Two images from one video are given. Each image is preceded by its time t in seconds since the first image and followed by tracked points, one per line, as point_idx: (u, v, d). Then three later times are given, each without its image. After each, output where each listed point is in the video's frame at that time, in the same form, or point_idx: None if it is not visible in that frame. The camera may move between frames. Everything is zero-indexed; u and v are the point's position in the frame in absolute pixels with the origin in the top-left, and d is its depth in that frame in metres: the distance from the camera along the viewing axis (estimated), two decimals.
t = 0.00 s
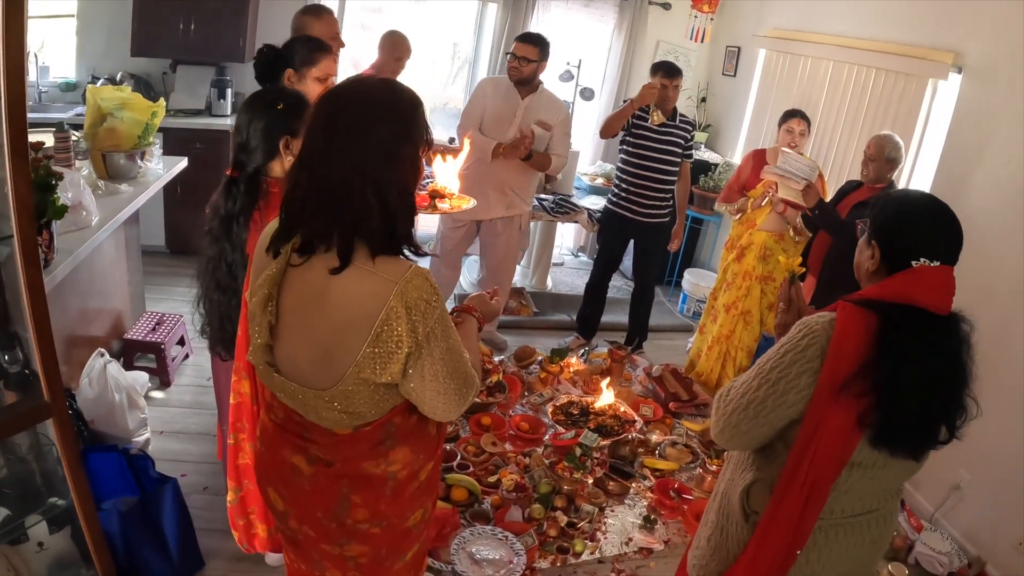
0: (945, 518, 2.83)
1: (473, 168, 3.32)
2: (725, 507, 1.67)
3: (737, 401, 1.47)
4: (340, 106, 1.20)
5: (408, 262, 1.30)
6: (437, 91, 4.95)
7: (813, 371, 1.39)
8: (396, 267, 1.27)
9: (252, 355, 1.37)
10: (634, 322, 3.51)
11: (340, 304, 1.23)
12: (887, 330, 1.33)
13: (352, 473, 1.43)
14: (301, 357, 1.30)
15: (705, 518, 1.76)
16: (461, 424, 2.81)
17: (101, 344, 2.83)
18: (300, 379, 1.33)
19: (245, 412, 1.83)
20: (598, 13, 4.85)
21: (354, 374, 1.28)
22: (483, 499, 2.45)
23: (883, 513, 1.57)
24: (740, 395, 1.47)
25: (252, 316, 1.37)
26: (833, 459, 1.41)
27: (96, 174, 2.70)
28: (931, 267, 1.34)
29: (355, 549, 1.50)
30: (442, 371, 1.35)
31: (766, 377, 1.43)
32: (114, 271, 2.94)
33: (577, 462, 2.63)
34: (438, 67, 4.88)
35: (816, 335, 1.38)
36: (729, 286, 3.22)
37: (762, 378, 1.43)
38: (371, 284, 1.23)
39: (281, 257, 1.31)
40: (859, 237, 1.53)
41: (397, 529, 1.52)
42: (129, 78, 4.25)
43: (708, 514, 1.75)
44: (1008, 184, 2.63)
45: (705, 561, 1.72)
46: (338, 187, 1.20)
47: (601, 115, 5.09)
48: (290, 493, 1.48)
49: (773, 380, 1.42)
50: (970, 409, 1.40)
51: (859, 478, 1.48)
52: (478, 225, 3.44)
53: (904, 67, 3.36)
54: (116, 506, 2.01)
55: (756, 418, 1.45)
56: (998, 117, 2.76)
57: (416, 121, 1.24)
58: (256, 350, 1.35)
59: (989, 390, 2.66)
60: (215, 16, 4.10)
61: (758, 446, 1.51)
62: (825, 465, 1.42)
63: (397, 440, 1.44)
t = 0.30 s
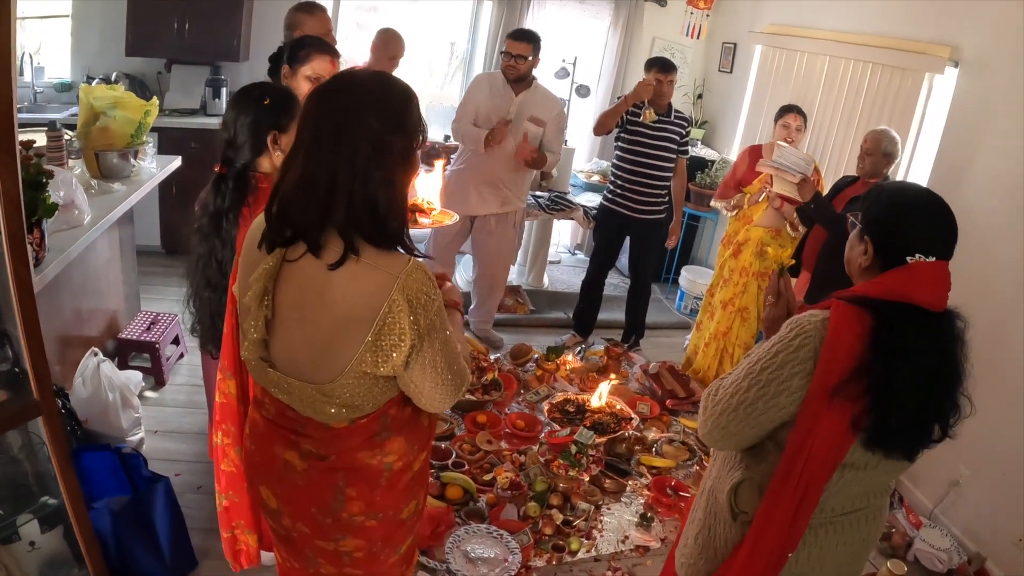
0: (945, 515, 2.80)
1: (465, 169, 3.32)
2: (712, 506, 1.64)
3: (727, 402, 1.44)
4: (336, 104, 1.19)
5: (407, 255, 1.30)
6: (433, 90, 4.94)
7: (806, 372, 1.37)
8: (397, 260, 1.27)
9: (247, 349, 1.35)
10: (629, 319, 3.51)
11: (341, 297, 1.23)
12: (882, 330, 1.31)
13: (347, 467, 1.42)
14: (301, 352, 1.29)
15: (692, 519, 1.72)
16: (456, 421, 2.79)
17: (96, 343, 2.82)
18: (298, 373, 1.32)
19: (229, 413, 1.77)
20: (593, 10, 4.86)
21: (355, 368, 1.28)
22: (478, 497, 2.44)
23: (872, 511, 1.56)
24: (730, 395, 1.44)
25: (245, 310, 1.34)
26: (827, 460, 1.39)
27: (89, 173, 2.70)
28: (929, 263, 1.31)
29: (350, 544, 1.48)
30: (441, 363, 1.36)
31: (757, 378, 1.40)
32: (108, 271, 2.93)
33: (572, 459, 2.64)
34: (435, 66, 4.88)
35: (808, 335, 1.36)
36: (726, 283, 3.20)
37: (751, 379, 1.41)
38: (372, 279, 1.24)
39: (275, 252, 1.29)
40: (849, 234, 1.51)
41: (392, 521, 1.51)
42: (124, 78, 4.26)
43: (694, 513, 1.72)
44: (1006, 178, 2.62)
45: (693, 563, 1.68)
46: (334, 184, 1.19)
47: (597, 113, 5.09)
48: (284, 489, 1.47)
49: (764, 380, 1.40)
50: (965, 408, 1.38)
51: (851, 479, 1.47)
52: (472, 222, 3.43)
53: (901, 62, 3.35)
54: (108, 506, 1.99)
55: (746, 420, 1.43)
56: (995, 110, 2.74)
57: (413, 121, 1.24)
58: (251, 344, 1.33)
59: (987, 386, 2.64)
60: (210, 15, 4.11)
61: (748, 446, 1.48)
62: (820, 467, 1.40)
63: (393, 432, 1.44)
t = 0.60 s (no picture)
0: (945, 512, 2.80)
1: (464, 168, 3.31)
2: (708, 508, 1.62)
3: (726, 408, 1.40)
4: (331, 100, 1.18)
5: (409, 258, 1.30)
6: (432, 90, 4.93)
7: (809, 378, 1.34)
8: (398, 263, 1.27)
9: (248, 349, 1.34)
10: (628, 318, 3.51)
11: (342, 298, 1.22)
12: (884, 329, 1.30)
13: (347, 467, 1.41)
14: (301, 352, 1.29)
15: (687, 520, 1.70)
16: (455, 422, 2.80)
17: (94, 345, 2.82)
18: (297, 373, 1.32)
19: (229, 415, 1.68)
20: (590, 9, 4.86)
21: (355, 370, 1.28)
22: (477, 497, 2.43)
23: (868, 512, 1.55)
24: (730, 401, 1.40)
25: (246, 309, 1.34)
26: (829, 465, 1.39)
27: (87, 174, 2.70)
28: (928, 259, 1.31)
29: (348, 543, 1.48)
30: (441, 368, 1.36)
31: (758, 385, 1.36)
32: (106, 272, 2.93)
33: (571, 458, 2.63)
34: (433, 66, 4.88)
35: (810, 341, 1.33)
36: (726, 280, 3.19)
37: (752, 384, 1.37)
38: (373, 282, 1.23)
39: (278, 251, 1.28)
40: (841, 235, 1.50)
41: (390, 522, 1.50)
42: (122, 79, 4.26)
43: (689, 513, 1.70)
44: (1006, 174, 2.61)
45: (688, 565, 1.67)
46: (332, 179, 1.19)
47: (595, 111, 5.09)
48: (283, 487, 1.46)
49: (766, 387, 1.36)
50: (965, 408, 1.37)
51: (851, 484, 1.47)
52: (473, 226, 3.42)
53: (899, 59, 3.35)
54: (106, 507, 2.00)
55: (747, 426, 1.39)
56: (994, 105, 2.73)
57: (408, 111, 1.22)
58: (252, 344, 1.32)
59: (987, 382, 2.63)
60: (207, 15, 4.11)
61: (748, 451, 1.46)
62: (823, 471, 1.40)
63: (393, 434, 1.44)
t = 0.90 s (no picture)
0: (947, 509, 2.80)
1: (462, 169, 3.29)
2: (712, 513, 1.62)
3: (733, 412, 1.41)
4: (338, 97, 1.20)
5: (412, 255, 1.30)
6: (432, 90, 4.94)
7: (818, 384, 1.34)
8: (399, 259, 1.27)
9: (252, 344, 1.36)
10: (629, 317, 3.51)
11: (342, 293, 1.23)
12: (890, 324, 1.30)
13: (350, 467, 1.42)
14: (303, 347, 1.30)
15: (690, 524, 1.70)
16: (457, 422, 2.80)
17: (96, 347, 2.83)
18: (300, 368, 1.32)
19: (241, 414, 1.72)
20: (590, 9, 4.87)
21: (355, 365, 1.28)
22: (479, 497, 2.43)
23: (871, 515, 1.56)
24: (737, 406, 1.40)
25: (251, 304, 1.35)
26: (838, 470, 1.39)
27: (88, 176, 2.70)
28: (929, 251, 1.33)
29: (351, 544, 1.48)
30: (443, 364, 1.35)
31: (765, 391, 1.37)
32: (108, 274, 2.94)
33: (573, 458, 2.64)
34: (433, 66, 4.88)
35: (819, 346, 1.33)
36: (727, 279, 3.20)
37: (760, 391, 1.37)
38: (372, 276, 1.24)
39: (281, 247, 1.30)
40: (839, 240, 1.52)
41: (393, 524, 1.50)
42: (122, 81, 4.26)
43: (692, 518, 1.69)
44: (1006, 172, 2.61)
45: (692, 567, 1.67)
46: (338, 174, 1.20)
47: (594, 111, 5.10)
48: (287, 487, 1.47)
49: (773, 392, 1.36)
50: (971, 400, 1.37)
51: (859, 487, 1.48)
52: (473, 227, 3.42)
53: (899, 57, 3.35)
54: (109, 509, 2.00)
55: (755, 433, 1.39)
56: (993, 103, 2.74)
57: (415, 110, 1.24)
58: (255, 338, 1.34)
59: (989, 379, 2.63)
60: (207, 17, 4.12)
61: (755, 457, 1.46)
62: (831, 472, 1.39)
63: (397, 435, 1.44)
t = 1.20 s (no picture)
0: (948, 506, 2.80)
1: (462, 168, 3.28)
2: (717, 515, 1.61)
3: (738, 414, 1.40)
4: (347, 98, 1.21)
5: (422, 251, 1.30)
6: (431, 90, 4.94)
7: (821, 381, 1.34)
8: (413, 255, 1.28)
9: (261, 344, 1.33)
10: (629, 316, 3.51)
11: (360, 292, 1.23)
12: (889, 314, 1.31)
13: (360, 461, 1.42)
14: (319, 346, 1.29)
15: (694, 527, 1.69)
16: (457, 422, 2.80)
17: (96, 348, 2.83)
18: (313, 367, 1.32)
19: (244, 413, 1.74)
20: (589, 8, 4.87)
21: (373, 362, 1.29)
22: (480, 496, 2.43)
23: (876, 514, 1.56)
24: (741, 408, 1.40)
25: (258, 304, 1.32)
26: (845, 465, 1.39)
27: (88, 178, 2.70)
28: (922, 237, 1.34)
29: (361, 539, 1.49)
30: (455, 357, 1.39)
31: (769, 390, 1.36)
32: (108, 275, 2.94)
33: (574, 457, 2.63)
34: (432, 66, 4.88)
35: (820, 342, 1.33)
36: (727, 278, 3.20)
37: (762, 391, 1.37)
38: (392, 274, 1.24)
39: (292, 246, 1.27)
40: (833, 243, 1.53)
41: (400, 516, 1.52)
42: (121, 83, 4.27)
43: (697, 522, 1.68)
44: (1005, 168, 2.61)
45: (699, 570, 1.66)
46: (349, 173, 1.21)
47: (594, 110, 5.10)
48: (294, 485, 1.47)
49: (778, 391, 1.36)
50: (975, 387, 1.36)
51: (865, 484, 1.47)
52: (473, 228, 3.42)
53: (898, 54, 3.34)
54: (111, 509, 2.00)
55: (760, 433, 1.39)
56: (992, 99, 2.73)
57: (421, 108, 1.24)
58: (265, 339, 1.31)
59: (989, 376, 2.63)
60: (206, 18, 4.12)
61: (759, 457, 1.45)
62: (840, 467, 1.39)
63: (405, 427, 1.45)
